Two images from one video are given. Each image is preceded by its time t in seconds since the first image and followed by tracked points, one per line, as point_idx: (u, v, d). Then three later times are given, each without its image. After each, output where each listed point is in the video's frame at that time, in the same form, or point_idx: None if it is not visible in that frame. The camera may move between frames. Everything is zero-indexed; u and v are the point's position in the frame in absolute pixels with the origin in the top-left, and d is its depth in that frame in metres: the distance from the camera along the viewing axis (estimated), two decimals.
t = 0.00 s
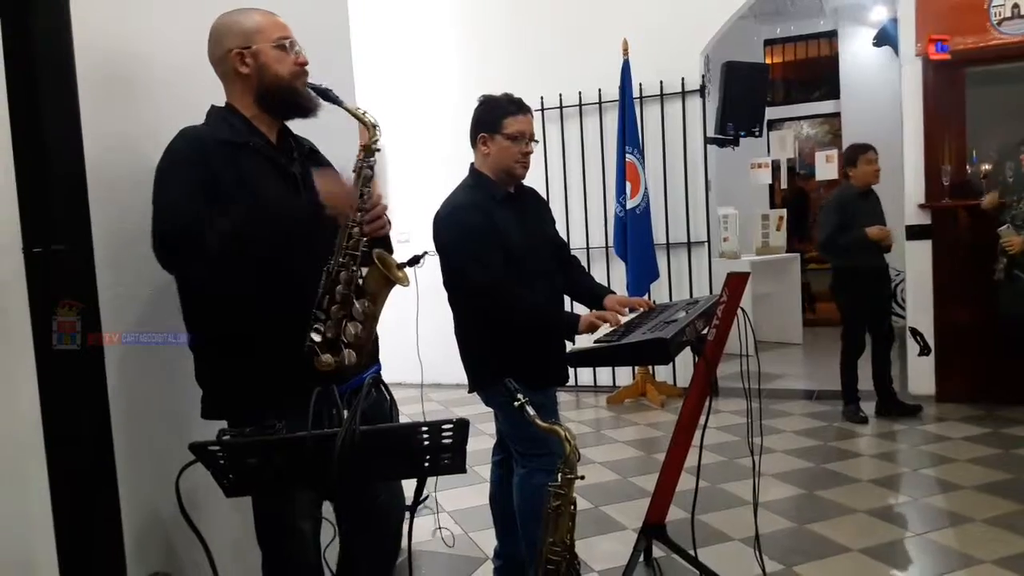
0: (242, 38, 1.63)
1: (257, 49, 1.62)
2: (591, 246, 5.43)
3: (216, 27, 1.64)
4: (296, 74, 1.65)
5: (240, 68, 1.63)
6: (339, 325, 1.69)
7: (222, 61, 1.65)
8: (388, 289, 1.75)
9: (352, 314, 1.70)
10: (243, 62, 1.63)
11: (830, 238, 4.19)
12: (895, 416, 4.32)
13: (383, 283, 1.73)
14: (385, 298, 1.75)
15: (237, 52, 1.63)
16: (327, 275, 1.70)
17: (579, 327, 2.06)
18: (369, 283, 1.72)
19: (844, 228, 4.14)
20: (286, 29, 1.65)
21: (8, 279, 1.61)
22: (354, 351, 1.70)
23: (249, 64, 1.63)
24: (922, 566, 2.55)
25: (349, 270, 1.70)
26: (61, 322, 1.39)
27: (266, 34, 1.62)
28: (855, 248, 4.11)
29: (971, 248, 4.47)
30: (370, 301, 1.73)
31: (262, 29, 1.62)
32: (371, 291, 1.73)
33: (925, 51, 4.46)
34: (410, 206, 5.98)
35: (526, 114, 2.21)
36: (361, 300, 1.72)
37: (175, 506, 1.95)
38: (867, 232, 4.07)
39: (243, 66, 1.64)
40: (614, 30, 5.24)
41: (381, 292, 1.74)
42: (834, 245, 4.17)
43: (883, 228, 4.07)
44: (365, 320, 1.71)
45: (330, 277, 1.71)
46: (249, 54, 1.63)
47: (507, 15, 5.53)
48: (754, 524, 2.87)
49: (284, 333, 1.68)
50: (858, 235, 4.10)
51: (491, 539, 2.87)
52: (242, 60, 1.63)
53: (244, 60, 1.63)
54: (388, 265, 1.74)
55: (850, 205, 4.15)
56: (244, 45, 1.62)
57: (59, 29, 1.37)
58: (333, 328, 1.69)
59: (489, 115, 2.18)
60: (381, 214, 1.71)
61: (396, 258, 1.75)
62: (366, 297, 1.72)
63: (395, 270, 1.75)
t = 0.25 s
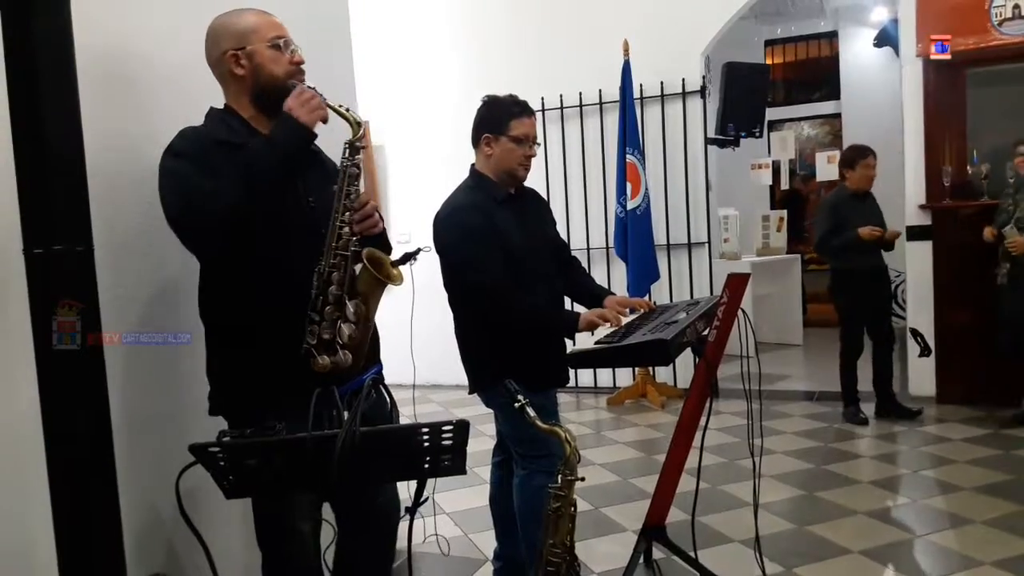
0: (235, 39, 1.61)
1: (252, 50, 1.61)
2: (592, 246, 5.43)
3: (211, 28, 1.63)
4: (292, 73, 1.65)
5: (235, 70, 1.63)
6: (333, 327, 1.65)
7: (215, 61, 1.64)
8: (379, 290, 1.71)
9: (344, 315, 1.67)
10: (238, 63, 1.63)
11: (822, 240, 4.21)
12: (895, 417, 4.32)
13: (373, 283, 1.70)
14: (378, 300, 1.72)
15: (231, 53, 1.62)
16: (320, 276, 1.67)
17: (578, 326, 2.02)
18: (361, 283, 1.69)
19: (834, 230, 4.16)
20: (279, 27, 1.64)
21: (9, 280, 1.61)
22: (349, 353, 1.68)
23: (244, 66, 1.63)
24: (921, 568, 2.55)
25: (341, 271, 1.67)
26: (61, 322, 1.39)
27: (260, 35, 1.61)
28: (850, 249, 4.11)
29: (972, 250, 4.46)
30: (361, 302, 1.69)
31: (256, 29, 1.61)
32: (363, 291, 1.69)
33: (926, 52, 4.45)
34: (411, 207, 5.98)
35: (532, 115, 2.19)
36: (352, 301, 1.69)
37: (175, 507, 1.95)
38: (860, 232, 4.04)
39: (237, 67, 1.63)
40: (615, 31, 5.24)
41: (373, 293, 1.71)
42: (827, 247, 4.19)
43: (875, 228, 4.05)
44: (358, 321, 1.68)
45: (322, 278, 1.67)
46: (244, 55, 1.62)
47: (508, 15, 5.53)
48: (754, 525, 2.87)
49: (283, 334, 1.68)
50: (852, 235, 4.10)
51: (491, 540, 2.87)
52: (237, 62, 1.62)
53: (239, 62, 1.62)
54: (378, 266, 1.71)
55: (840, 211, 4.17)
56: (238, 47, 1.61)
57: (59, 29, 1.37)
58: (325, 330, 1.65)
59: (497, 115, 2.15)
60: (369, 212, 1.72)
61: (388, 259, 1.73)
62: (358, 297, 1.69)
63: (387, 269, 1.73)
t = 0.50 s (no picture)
0: (235, 40, 1.61)
1: (251, 51, 1.61)
2: (590, 246, 5.43)
3: (211, 29, 1.63)
4: (292, 73, 1.65)
5: (235, 71, 1.63)
6: (332, 329, 1.65)
7: (216, 62, 1.64)
8: (378, 289, 1.73)
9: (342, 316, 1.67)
10: (238, 64, 1.62)
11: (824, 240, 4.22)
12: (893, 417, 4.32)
13: (372, 284, 1.71)
14: (377, 301, 1.73)
15: (231, 54, 1.62)
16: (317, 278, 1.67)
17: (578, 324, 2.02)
18: (359, 284, 1.69)
19: (835, 231, 4.17)
20: (279, 27, 1.62)
21: (9, 280, 1.61)
22: (347, 354, 1.68)
23: (244, 67, 1.63)
24: (920, 567, 2.55)
25: (338, 272, 1.67)
26: (61, 322, 1.38)
27: (259, 35, 1.61)
28: (849, 249, 4.12)
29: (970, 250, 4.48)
30: (360, 303, 1.69)
31: (255, 30, 1.60)
32: (361, 293, 1.70)
33: (924, 52, 4.45)
34: (410, 207, 5.98)
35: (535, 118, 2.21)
36: (351, 302, 1.69)
37: (174, 508, 1.95)
38: (860, 228, 4.07)
39: (237, 67, 1.63)
40: (613, 31, 5.24)
41: (370, 294, 1.71)
42: (827, 247, 4.20)
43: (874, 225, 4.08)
44: (356, 323, 1.68)
45: (320, 280, 1.67)
46: (243, 56, 1.62)
47: (507, 15, 5.53)
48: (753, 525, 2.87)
49: (282, 334, 1.68)
50: (852, 233, 4.11)
51: (490, 540, 2.87)
52: (237, 62, 1.62)
53: (238, 63, 1.62)
54: (377, 267, 1.73)
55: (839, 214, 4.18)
56: (237, 48, 1.61)
57: (59, 29, 1.37)
58: (322, 332, 1.65)
59: (501, 116, 2.15)
60: (365, 213, 1.71)
61: (386, 260, 1.76)
62: (356, 299, 1.69)
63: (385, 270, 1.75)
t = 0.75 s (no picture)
0: (230, 41, 1.61)
1: (245, 50, 1.61)
2: (592, 246, 5.43)
3: (211, 31, 1.65)
4: (287, 71, 1.64)
5: (232, 72, 1.64)
6: (332, 328, 1.65)
7: (217, 63, 1.65)
8: (380, 289, 1.71)
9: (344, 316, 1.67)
10: (234, 65, 1.63)
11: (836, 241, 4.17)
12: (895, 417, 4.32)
13: (373, 285, 1.70)
14: (379, 301, 1.72)
15: (227, 55, 1.62)
16: (318, 277, 1.67)
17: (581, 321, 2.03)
18: (359, 284, 1.68)
19: (847, 230, 4.13)
20: (272, 24, 1.61)
21: (11, 280, 1.61)
22: (348, 354, 1.68)
23: (239, 67, 1.63)
24: (921, 568, 2.55)
25: (340, 271, 1.67)
26: (62, 321, 1.39)
27: (253, 34, 1.60)
28: (856, 249, 4.10)
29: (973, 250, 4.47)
30: (360, 303, 1.68)
31: (247, 29, 1.60)
32: (361, 292, 1.68)
33: (926, 52, 4.44)
34: (412, 207, 5.98)
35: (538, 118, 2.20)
36: (351, 302, 1.68)
37: (176, 507, 1.95)
38: (874, 230, 4.05)
39: (233, 69, 1.64)
40: (616, 31, 5.24)
41: (372, 294, 1.71)
42: (840, 247, 4.15)
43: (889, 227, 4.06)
44: (357, 321, 1.67)
45: (321, 279, 1.67)
46: (238, 57, 1.62)
47: (509, 15, 5.53)
48: (754, 525, 2.87)
49: (284, 334, 1.68)
50: (865, 234, 4.07)
51: (491, 540, 2.87)
52: (233, 63, 1.63)
53: (234, 63, 1.63)
54: (379, 266, 1.73)
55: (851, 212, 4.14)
56: (232, 48, 1.61)
57: (62, 28, 1.37)
58: (326, 332, 1.65)
59: (505, 116, 2.15)
60: (366, 212, 1.70)
61: (388, 260, 1.75)
62: (356, 298, 1.68)
63: (388, 269, 1.74)
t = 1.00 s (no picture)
0: (226, 44, 1.61)
1: (240, 53, 1.60)
2: (594, 247, 5.42)
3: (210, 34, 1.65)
4: (282, 72, 1.62)
5: (231, 74, 1.64)
6: (331, 330, 1.64)
7: (218, 66, 1.66)
8: (381, 291, 1.69)
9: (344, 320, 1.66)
10: (231, 68, 1.63)
11: (848, 240, 4.18)
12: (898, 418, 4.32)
13: (375, 289, 1.68)
14: (380, 304, 1.70)
15: (225, 58, 1.62)
16: (319, 279, 1.66)
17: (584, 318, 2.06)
18: (359, 287, 1.66)
19: (862, 232, 4.13)
20: (267, 25, 1.60)
21: (15, 281, 1.62)
22: (350, 356, 1.66)
23: (236, 70, 1.63)
24: (923, 570, 2.55)
25: (340, 273, 1.66)
26: (64, 322, 1.39)
27: (247, 36, 1.59)
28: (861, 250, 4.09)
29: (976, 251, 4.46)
30: (361, 306, 1.67)
31: (241, 32, 1.59)
32: (362, 296, 1.66)
33: (928, 53, 4.45)
34: (414, 207, 5.99)
35: (541, 121, 2.19)
36: (352, 305, 1.66)
37: (179, 508, 1.95)
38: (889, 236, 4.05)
39: (232, 71, 1.64)
40: (619, 32, 5.24)
41: (372, 296, 1.68)
42: (853, 247, 4.17)
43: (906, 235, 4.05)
44: (357, 324, 1.65)
45: (322, 282, 1.66)
46: (235, 60, 1.62)
47: (512, 16, 5.53)
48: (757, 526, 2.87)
49: (287, 334, 1.68)
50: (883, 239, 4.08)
51: (494, 541, 2.87)
52: (230, 66, 1.63)
53: (231, 66, 1.63)
54: (380, 268, 1.72)
55: (864, 212, 4.13)
56: (229, 52, 1.61)
57: (65, 29, 1.37)
58: (328, 336, 1.65)
59: (507, 117, 2.15)
60: (365, 214, 1.70)
61: (390, 262, 1.73)
62: (356, 301, 1.66)
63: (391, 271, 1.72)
